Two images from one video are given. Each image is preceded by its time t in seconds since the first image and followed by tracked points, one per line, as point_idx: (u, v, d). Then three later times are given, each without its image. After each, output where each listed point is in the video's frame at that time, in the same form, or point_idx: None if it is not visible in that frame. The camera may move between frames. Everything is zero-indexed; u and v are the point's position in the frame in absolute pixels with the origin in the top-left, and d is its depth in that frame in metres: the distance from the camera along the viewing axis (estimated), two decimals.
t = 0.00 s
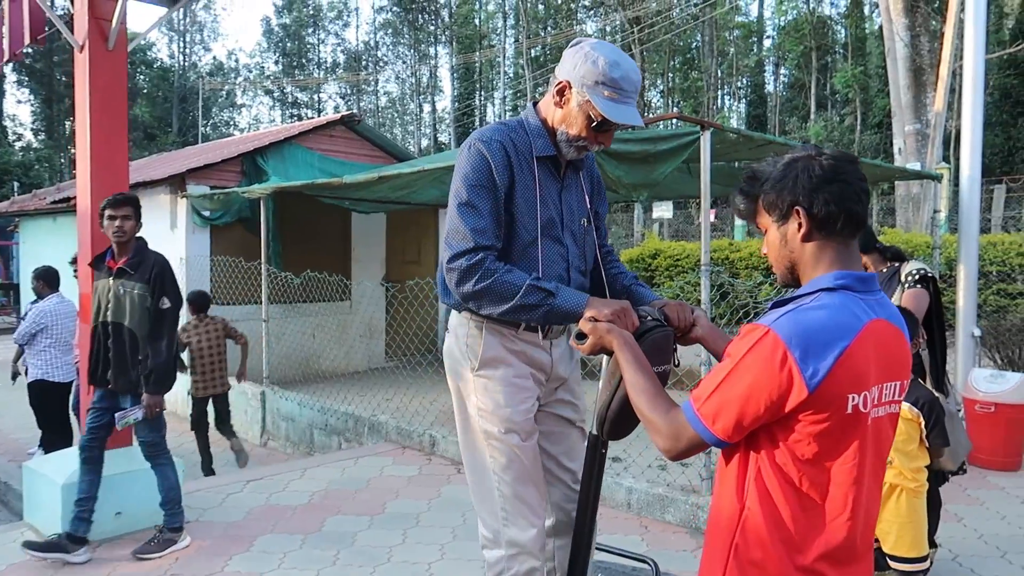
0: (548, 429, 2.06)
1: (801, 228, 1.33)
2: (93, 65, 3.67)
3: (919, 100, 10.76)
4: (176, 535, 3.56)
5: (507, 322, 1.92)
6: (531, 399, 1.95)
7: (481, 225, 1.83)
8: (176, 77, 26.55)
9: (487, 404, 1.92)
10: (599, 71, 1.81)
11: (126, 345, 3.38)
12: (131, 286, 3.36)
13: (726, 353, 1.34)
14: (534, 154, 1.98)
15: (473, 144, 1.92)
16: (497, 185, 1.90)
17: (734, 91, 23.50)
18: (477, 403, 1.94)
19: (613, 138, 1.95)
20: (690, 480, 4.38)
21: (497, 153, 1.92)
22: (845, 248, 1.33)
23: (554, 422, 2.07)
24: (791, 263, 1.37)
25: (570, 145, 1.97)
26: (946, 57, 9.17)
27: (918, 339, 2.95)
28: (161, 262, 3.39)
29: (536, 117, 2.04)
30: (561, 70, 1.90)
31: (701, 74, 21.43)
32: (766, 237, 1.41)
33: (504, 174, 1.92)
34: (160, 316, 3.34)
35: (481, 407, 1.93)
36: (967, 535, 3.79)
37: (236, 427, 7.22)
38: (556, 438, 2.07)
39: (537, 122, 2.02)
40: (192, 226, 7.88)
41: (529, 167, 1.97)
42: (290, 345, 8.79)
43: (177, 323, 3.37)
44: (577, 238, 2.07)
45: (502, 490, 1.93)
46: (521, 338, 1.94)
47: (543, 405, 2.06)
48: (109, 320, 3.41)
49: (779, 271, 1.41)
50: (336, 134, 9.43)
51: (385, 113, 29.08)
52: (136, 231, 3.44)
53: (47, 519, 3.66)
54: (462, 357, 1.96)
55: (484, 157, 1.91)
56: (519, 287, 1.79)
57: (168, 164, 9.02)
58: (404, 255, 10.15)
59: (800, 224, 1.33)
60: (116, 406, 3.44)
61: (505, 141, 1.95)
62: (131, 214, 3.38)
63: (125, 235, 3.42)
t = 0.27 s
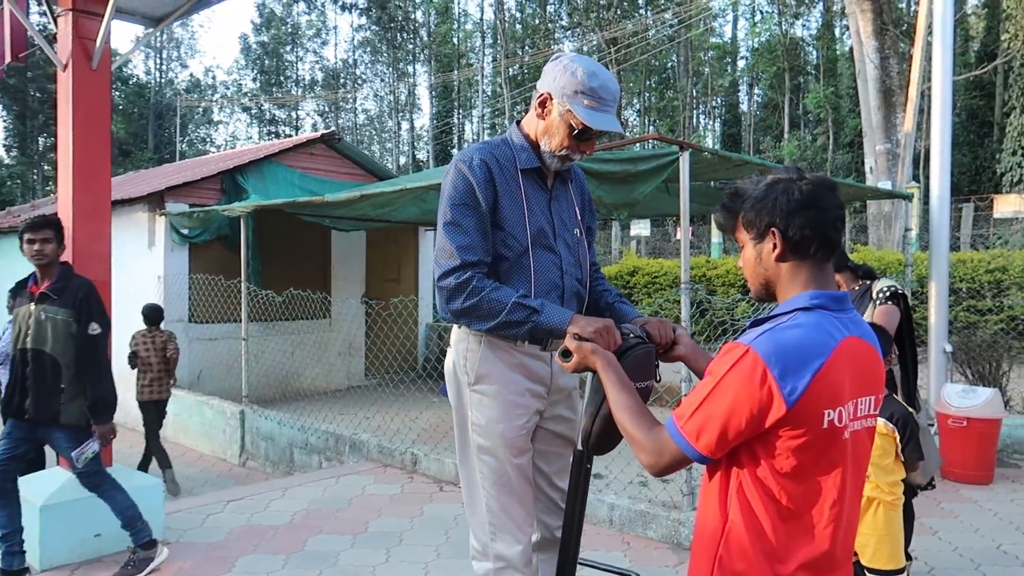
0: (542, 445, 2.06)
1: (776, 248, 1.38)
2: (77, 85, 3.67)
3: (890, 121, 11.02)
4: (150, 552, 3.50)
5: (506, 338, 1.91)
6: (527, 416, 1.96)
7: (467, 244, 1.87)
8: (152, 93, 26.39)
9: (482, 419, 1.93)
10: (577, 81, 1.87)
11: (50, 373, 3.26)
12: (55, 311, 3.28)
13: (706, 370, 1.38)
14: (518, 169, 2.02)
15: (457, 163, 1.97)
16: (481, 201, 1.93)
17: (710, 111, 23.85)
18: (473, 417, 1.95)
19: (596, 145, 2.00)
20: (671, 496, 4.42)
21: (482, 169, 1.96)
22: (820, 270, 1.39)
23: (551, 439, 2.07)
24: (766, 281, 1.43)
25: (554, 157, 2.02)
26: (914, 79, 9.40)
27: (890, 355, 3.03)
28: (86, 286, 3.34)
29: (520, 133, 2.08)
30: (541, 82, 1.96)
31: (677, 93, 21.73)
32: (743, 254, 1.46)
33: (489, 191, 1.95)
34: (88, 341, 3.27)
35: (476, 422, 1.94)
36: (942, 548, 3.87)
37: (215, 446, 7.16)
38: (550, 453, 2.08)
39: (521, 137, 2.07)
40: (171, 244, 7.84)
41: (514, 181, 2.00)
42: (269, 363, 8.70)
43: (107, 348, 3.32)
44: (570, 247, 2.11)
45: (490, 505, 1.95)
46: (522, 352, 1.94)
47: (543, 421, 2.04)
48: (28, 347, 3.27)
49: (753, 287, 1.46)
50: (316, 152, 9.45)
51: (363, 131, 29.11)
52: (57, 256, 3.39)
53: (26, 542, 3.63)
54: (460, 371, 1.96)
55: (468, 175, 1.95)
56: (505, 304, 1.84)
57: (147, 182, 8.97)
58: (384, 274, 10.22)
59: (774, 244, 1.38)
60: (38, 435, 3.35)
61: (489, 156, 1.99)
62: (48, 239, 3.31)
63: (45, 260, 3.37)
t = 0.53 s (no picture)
0: (527, 451, 2.11)
1: (748, 257, 1.46)
2: (55, 91, 3.65)
3: (855, 132, 11.29)
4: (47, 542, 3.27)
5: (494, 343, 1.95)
6: (512, 422, 2.00)
7: (452, 251, 1.92)
8: (120, 98, 26.03)
9: (467, 426, 1.97)
10: (558, 92, 1.93)
11: None
12: None
13: (682, 375, 1.44)
14: (502, 178, 2.07)
15: (442, 174, 2.02)
16: (466, 209, 1.98)
17: (680, 121, 24.18)
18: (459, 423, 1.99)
19: (577, 154, 2.07)
20: (647, 500, 4.50)
21: (466, 179, 2.01)
22: (791, 280, 1.46)
23: (538, 444, 2.11)
24: (738, 286, 1.50)
25: (536, 167, 2.08)
26: (879, 92, 9.65)
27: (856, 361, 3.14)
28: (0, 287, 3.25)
29: (504, 145, 2.14)
30: (524, 94, 2.02)
31: (648, 103, 22.00)
32: (719, 259, 1.54)
33: (473, 199, 2.00)
34: None
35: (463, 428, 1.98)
36: (909, 549, 3.99)
37: (188, 455, 7.11)
38: (536, 458, 2.12)
39: (504, 148, 2.12)
40: (143, 251, 7.74)
41: (499, 189, 2.06)
42: (242, 370, 8.65)
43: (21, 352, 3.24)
44: (554, 253, 2.16)
45: (474, 510, 1.99)
46: (510, 358, 1.98)
47: (529, 427, 2.09)
48: None
49: (726, 292, 1.53)
50: (291, 160, 9.43)
51: (336, 138, 29.00)
52: None
53: None
54: (449, 377, 2.00)
55: (452, 184, 2.00)
56: (488, 310, 1.88)
57: (119, 189, 8.88)
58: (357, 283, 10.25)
59: (746, 253, 1.46)
60: None
61: (473, 165, 2.04)
62: None
63: None
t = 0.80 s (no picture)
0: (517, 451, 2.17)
1: (730, 263, 1.53)
2: (31, 93, 3.62)
3: (821, 140, 11.54)
4: None
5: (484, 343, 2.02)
6: (502, 423, 2.07)
7: (441, 254, 1.99)
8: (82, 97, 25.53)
9: (459, 425, 2.05)
10: (531, 92, 1.98)
11: None
12: None
13: (667, 376, 1.51)
14: (487, 180, 2.13)
15: (429, 178, 2.08)
16: (452, 211, 2.04)
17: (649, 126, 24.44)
18: (451, 422, 2.07)
19: (557, 152, 2.10)
20: (621, 500, 4.58)
21: (453, 181, 2.07)
22: (768, 286, 1.54)
23: (528, 444, 2.17)
24: (717, 290, 1.58)
25: (518, 166, 2.13)
26: (843, 101, 9.90)
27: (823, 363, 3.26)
28: None
29: (486, 150, 2.20)
30: (500, 98, 2.07)
31: (617, 108, 22.21)
32: (701, 262, 1.61)
33: (459, 202, 2.07)
34: None
35: (455, 425, 2.06)
36: (875, 545, 4.13)
37: (159, 460, 7.04)
38: (526, 458, 2.18)
39: (486, 152, 2.19)
40: (113, 254, 7.64)
41: (485, 191, 2.12)
42: (214, 374, 8.57)
43: None
44: (540, 252, 2.24)
45: (462, 506, 2.05)
46: (500, 359, 2.05)
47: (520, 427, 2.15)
48: None
49: (706, 296, 1.61)
50: (264, 163, 9.38)
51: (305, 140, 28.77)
52: None
53: None
54: (443, 376, 2.08)
55: (438, 188, 2.06)
56: (477, 311, 1.95)
57: (88, 190, 8.76)
58: (331, 285, 10.17)
59: (728, 259, 1.53)
60: None
61: (458, 169, 2.10)
62: None
63: None
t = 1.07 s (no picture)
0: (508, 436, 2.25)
1: (726, 255, 1.60)
2: (7, 77, 3.56)
3: (787, 136, 11.75)
4: None
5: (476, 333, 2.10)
6: (495, 408, 2.15)
7: (436, 249, 2.05)
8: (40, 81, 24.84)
9: (453, 408, 2.13)
10: (522, 91, 2.01)
11: None
12: None
13: (664, 363, 1.57)
14: (482, 178, 2.20)
15: (426, 177, 2.14)
16: (446, 210, 2.10)
17: (618, 120, 24.57)
18: (447, 406, 2.14)
19: (547, 149, 2.14)
20: (597, 488, 4.66)
21: (448, 181, 2.13)
22: (761, 279, 1.61)
23: (519, 432, 2.25)
24: (713, 279, 1.65)
25: (510, 163, 2.17)
26: (810, 99, 10.09)
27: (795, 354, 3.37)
28: None
29: (481, 149, 2.25)
30: (493, 97, 2.11)
31: (587, 101, 22.28)
32: (699, 250, 1.67)
33: (455, 199, 2.13)
34: None
35: (448, 411, 2.13)
36: (841, 530, 4.28)
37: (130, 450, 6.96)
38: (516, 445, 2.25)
39: (481, 150, 2.24)
40: (81, 242, 7.51)
41: (479, 189, 2.18)
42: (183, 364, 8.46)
43: None
44: (533, 246, 2.31)
45: (453, 489, 2.12)
46: (492, 347, 2.14)
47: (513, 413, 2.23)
48: None
49: (701, 284, 1.69)
50: (236, 151, 9.27)
51: (271, 128, 28.39)
52: None
53: None
54: (437, 362, 2.16)
55: (434, 187, 2.12)
56: (466, 307, 1.99)
57: (54, 176, 8.58)
58: (303, 275, 10.10)
59: (724, 251, 1.60)
60: None
61: (454, 167, 2.17)
62: None
63: None
